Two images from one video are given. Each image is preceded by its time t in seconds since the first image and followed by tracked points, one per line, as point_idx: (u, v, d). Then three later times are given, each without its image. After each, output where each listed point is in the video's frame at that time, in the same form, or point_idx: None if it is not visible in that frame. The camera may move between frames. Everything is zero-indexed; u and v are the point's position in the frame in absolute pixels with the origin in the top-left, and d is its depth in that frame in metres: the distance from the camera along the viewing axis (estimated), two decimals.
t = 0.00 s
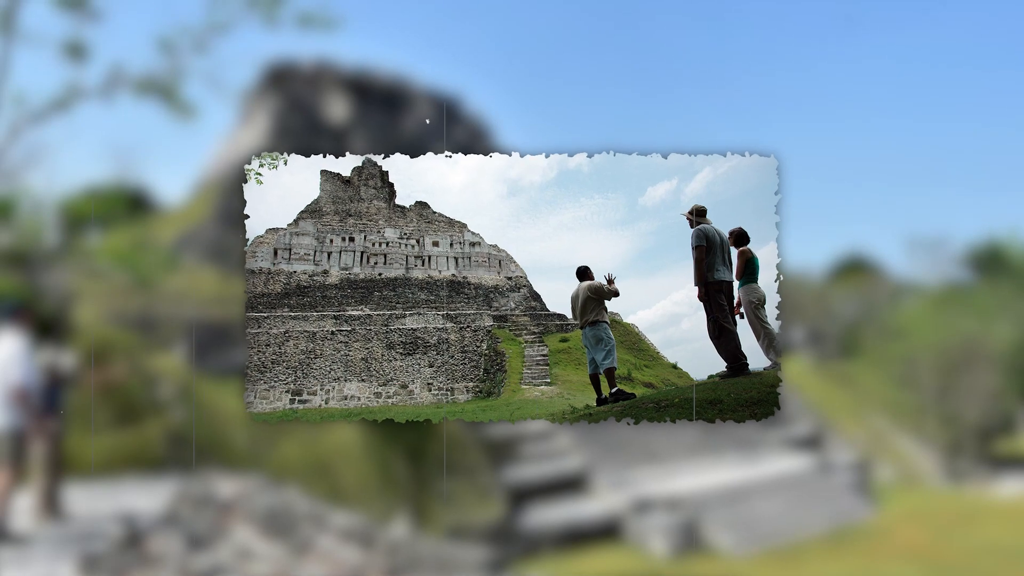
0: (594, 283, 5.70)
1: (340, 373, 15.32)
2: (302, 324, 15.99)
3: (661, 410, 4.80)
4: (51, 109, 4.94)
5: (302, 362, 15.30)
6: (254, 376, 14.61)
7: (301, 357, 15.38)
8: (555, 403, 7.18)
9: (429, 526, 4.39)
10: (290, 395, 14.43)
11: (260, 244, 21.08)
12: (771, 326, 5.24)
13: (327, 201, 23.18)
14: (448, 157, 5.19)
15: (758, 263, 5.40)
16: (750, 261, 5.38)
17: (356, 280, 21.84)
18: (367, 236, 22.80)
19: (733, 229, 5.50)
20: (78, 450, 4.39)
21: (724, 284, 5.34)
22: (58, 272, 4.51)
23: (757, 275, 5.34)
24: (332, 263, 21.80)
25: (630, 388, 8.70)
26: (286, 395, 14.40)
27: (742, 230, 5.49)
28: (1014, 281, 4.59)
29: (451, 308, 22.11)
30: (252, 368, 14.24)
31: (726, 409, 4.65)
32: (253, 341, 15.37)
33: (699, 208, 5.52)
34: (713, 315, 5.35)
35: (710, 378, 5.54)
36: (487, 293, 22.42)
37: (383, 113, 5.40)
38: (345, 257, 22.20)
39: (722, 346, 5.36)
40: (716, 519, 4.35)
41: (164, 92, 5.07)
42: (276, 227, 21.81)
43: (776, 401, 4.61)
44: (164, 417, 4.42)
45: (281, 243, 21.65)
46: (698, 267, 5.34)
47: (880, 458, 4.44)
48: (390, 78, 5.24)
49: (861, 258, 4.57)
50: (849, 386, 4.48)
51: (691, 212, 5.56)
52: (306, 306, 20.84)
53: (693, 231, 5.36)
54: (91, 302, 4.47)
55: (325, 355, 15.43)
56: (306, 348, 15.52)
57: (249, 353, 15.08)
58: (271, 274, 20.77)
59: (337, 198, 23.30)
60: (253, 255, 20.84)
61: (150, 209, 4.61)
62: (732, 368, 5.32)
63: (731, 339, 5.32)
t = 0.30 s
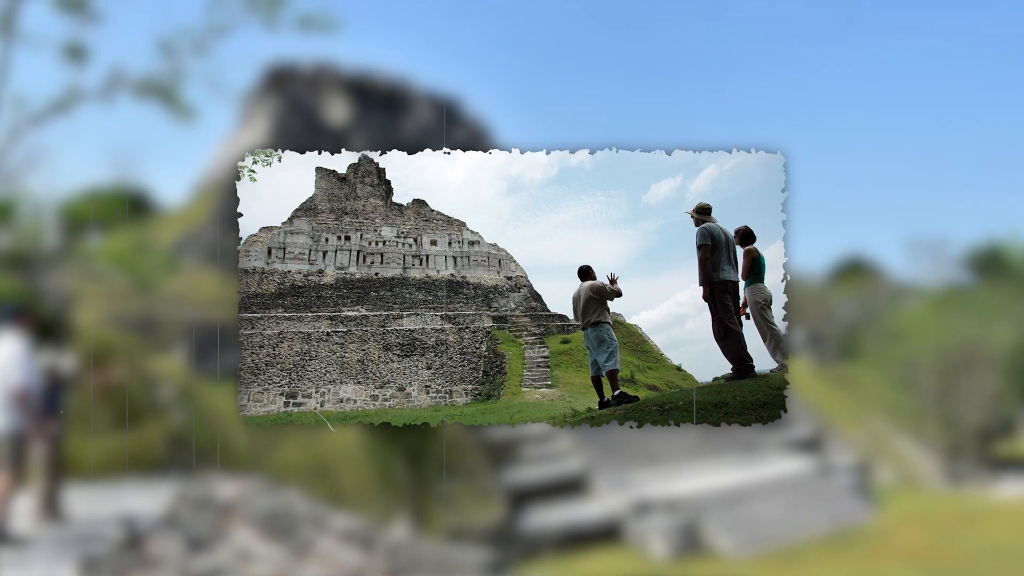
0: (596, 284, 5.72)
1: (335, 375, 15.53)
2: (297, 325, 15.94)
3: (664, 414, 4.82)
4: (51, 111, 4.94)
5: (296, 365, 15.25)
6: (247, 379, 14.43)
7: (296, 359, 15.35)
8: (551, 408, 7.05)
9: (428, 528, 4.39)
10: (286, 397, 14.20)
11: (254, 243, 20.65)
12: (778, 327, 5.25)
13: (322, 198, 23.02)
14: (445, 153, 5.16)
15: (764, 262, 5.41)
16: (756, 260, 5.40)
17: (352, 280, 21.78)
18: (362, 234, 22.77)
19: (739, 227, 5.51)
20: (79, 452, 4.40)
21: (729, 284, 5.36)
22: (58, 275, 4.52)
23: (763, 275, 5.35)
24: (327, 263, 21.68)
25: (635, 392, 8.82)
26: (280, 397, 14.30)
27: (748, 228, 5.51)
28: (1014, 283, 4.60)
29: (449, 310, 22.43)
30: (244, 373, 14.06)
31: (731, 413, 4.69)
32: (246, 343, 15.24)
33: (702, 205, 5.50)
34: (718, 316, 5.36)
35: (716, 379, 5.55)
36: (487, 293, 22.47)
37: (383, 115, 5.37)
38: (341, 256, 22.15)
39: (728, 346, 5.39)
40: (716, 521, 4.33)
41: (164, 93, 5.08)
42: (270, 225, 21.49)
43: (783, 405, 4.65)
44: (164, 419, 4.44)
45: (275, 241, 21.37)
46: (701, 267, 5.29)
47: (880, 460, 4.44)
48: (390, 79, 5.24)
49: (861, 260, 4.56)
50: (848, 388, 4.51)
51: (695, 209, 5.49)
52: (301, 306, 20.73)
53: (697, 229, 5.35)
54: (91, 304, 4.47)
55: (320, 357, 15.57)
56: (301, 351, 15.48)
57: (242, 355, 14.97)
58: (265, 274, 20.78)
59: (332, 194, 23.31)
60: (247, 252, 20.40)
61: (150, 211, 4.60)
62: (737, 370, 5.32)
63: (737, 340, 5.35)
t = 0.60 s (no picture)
0: (597, 284, 5.74)
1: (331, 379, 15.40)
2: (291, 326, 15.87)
3: (669, 417, 4.83)
4: (51, 113, 4.95)
5: (291, 366, 15.28)
6: (241, 381, 14.66)
7: (290, 361, 15.36)
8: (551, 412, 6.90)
9: (429, 531, 4.34)
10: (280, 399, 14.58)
11: (249, 241, 21.37)
12: (785, 328, 5.26)
13: (320, 197, 23.93)
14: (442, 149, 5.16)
15: (770, 262, 5.42)
16: (762, 259, 5.39)
17: (348, 280, 21.76)
18: (358, 233, 22.84)
19: (745, 226, 5.55)
20: (79, 454, 4.40)
21: (735, 284, 5.36)
22: (58, 277, 4.52)
23: (769, 275, 5.34)
24: (321, 263, 21.78)
25: (638, 393, 8.89)
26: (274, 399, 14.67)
27: (754, 227, 5.54)
28: (1014, 285, 4.61)
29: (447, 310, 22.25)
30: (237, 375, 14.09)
31: (736, 417, 4.74)
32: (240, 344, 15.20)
33: (708, 203, 5.56)
34: (725, 316, 5.36)
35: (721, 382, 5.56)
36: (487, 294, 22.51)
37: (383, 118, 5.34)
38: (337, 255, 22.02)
39: (732, 347, 5.37)
40: (716, 523, 4.23)
41: (163, 95, 5.09)
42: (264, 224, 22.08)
43: (789, 408, 4.70)
44: (163, 421, 4.49)
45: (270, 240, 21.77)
46: (707, 266, 5.32)
47: (879, 462, 4.44)
48: (391, 82, 5.22)
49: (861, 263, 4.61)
50: (848, 390, 4.54)
51: (701, 206, 5.59)
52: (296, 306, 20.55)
53: (703, 227, 5.36)
54: (91, 306, 4.47)
55: (315, 359, 15.60)
56: (296, 353, 15.50)
57: (236, 357, 14.94)
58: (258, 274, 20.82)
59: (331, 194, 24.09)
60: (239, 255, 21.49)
61: (150, 212, 4.61)
62: (743, 372, 5.36)
63: (743, 342, 5.33)
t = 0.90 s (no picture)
0: (600, 284, 5.73)
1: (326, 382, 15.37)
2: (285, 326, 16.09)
3: (674, 420, 4.84)
4: (51, 116, 4.98)
5: (286, 368, 15.38)
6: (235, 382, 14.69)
7: (284, 363, 15.47)
8: (551, 415, 6.88)
9: (429, 533, 4.32)
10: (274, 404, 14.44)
11: (241, 240, 21.76)
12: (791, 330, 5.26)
13: (315, 194, 24.37)
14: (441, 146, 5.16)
15: (776, 262, 5.44)
16: (769, 259, 5.44)
17: (343, 281, 21.75)
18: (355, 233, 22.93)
19: (752, 225, 5.63)
20: (79, 456, 4.40)
21: (741, 284, 5.36)
22: (58, 279, 4.54)
23: (776, 274, 5.37)
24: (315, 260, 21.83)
25: (643, 396, 8.90)
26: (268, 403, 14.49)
27: (760, 226, 5.61)
28: (1014, 287, 4.76)
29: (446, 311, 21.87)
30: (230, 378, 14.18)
31: (742, 420, 4.73)
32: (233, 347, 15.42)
33: (713, 201, 5.59)
34: (729, 317, 5.35)
35: (727, 385, 5.57)
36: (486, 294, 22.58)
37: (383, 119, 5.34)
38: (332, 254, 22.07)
39: (738, 348, 5.36)
40: (716, 525, 4.21)
41: (163, 97, 5.10)
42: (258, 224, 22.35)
43: (795, 411, 4.70)
44: (163, 423, 4.50)
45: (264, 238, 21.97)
46: (712, 265, 5.32)
47: (880, 464, 4.44)
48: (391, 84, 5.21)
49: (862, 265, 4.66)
50: (849, 393, 4.58)
51: (706, 204, 5.61)
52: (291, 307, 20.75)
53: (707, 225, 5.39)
54: (91, 308, 4.49)
55: (310, 360, 15.56)
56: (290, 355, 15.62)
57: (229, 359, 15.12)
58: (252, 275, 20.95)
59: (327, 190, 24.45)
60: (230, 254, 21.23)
61: (149, 215, 4.67)
62: (749, 374, 5.38)
63: (749, 343, 5.32)
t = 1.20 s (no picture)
0: (603, 284, 5.73)
1: (320, 385, 15.24)
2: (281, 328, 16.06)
3: (677, 423, 4.78)
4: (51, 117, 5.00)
5: (280, 370, 15.34)
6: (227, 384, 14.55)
7: (279, 366, 15.41)
8: (553, 418, 6.87)
9: (429, 535, 4.33)
10: (269, 406, 14.17)
11: (235, 240, 21.94)
12: (797, 330, 5.32)
13: (310, 193, 24.49)
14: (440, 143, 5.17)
15: (782, 260, 5.44)
16: (775, 259, 5.43)
17: (339, 281, 21.66)
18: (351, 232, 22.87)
19: (758, 223, 5.67)
20: (79, 458, 4.39)
21: (745, 284, 5.42)
22: (57, 281, 4.54)
23: (782, 274, 5.38)
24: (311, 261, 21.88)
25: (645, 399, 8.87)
26: (261, 406, 14.17)
27: (766, 225, 5.66)
28: (1014, 289, 4.80)
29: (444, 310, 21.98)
30: (224, 380, 14.11)
31: (747, 422, 4.65)
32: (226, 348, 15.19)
33: (717, 198, 5.59)
34: (735, 317, 5.36)
35: (732, 388, 5.63)
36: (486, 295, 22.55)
37: (383, 121, 5.34)
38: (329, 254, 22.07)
39: (745, 350, 5.38)
40: (716, 527, 4.20)
41: (163, 99, 5.12)
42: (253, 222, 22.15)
43: (801, 414, 4.61)
44: (163, 425, 4.52)
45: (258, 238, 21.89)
46: (717, 265, 5.32)
47: (880, 466, 4.44)
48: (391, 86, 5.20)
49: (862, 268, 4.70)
50: (849, 396, 4.59)
51: (710, 202, 5.61)
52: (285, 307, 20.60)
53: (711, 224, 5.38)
54: (92, 310, 4.50)
55: (305, 361, 15.59)
56: (285, 357, 15.59)
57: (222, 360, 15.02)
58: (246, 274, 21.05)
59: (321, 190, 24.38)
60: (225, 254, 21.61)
61: (149, 218, 4.69)
62: (756, 376, 5.42)
63: (754, 345, 5.37)
